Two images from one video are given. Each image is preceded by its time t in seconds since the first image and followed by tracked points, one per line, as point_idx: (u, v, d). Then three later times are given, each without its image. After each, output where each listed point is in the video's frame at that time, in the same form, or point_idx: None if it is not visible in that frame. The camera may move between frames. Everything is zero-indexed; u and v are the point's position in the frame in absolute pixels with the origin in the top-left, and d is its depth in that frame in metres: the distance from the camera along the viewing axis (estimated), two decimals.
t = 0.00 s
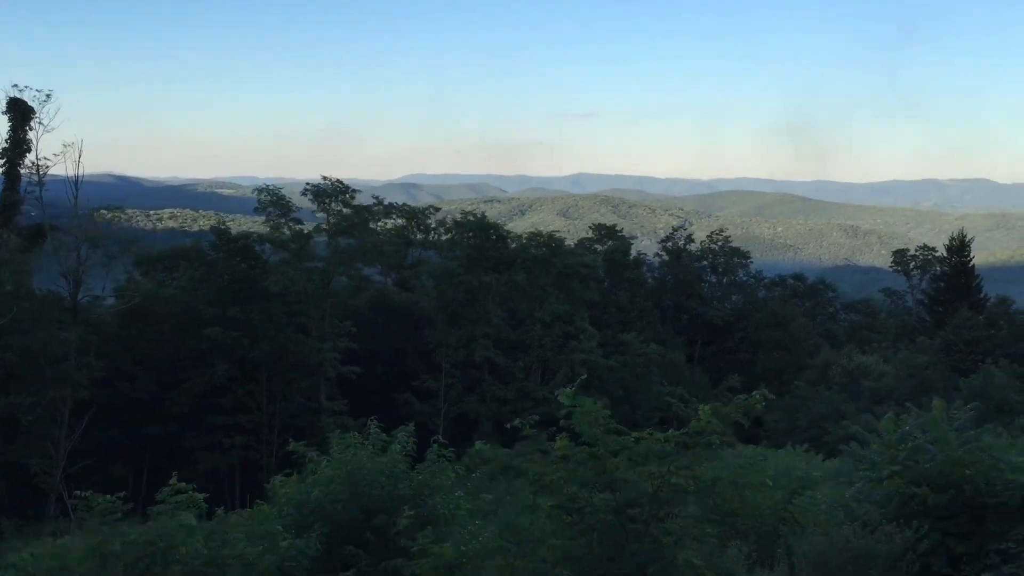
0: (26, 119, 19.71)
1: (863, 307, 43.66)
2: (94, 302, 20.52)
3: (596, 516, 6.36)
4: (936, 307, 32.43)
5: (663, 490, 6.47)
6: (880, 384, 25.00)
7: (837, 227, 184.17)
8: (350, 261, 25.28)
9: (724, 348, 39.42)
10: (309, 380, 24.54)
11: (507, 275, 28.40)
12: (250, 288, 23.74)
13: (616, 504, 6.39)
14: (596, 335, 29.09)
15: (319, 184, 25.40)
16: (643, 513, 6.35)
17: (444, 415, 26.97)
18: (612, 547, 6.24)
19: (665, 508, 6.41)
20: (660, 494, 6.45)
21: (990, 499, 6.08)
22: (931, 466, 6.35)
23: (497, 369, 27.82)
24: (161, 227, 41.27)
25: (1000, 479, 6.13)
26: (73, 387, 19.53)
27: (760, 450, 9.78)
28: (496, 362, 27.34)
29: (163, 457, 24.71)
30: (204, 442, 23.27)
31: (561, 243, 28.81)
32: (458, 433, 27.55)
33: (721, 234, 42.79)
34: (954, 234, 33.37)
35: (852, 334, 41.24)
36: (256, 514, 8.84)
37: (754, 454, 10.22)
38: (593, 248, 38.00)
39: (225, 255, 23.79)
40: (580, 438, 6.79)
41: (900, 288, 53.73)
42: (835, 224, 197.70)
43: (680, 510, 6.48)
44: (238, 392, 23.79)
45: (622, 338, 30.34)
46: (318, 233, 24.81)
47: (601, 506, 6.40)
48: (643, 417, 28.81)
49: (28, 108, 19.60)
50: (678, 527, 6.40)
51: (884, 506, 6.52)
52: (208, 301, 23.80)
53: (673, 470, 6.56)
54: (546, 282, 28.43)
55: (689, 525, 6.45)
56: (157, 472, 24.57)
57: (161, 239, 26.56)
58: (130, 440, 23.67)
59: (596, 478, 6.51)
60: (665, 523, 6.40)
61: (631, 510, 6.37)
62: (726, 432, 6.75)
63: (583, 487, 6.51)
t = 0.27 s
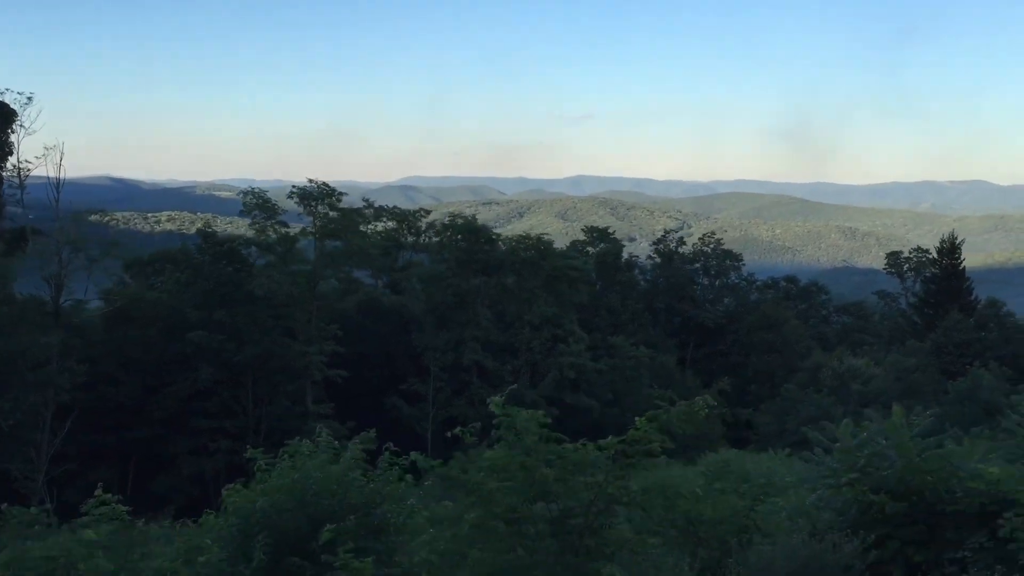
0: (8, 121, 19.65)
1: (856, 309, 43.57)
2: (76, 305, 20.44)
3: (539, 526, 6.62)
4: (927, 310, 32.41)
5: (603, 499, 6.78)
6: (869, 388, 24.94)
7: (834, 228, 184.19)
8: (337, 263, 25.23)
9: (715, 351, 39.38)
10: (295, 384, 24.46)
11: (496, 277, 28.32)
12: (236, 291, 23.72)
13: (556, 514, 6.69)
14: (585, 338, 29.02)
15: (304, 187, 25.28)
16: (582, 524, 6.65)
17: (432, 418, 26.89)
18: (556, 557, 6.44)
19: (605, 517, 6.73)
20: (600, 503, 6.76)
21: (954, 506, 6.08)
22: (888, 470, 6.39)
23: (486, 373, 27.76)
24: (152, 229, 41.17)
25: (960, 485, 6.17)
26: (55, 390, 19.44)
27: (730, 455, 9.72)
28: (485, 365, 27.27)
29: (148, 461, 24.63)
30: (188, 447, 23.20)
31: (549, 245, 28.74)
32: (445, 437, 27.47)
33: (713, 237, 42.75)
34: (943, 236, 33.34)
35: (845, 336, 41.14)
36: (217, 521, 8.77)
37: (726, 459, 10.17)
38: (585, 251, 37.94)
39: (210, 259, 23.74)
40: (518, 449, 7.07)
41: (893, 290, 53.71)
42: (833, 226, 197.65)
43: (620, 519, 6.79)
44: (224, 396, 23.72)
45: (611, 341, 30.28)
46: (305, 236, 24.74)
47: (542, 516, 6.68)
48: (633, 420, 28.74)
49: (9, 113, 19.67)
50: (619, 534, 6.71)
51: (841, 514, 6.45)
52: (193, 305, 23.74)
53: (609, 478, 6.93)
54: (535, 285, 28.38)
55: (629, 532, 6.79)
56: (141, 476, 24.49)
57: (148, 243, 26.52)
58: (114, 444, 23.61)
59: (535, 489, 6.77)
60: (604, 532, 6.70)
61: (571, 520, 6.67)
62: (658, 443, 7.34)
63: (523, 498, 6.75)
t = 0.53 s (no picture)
0: None
1: (849, 312, 43.53)
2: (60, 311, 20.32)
3: (472, 538, 7.03)
4: (917, 313, 32.38)
5: (535, 512, 7.15)
6: (858, 391, 24.92)
7: (832, 231, 184.22)
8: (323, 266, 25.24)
9: (708, 354, 39.34)
10: (283, 388, 24.41)
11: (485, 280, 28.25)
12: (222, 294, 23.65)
13: (490, 526, 7.06)
14: (575, 341, 28.96)
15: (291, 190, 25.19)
16: (514, 536, 7.05)
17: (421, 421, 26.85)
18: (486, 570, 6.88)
19: (537, 528, 7.09)
20: (532, 516, 7.13)
21: (914, 513, 6.05)
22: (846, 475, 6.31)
23: (475, 376, 27.70)
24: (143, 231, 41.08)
25: (919, 492, 6.14)
26: (37, 395, 19.35)
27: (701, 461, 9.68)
28: (474, 369, 27.21)
29: (135, 465, 24.56)
30: (175, 451, 23.14)
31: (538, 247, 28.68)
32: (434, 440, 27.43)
33: (706, 240, 42.74)
34: (935, 239, 33.27)
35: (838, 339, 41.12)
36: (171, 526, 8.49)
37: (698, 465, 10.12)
38: (577, 253, 37.90)
39: (197, 262, 23.67)
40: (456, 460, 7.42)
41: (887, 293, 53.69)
42: (832, 228, 197.67)
43: (553, 529, 7.14)
44: (210, 400, 23.66)
45: (601, 344, 30.25)
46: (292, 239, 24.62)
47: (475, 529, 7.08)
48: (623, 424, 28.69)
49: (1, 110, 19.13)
50: (551, 542, 7.09)
51: (801, 520, 6.36)
52: (180, 308, 23.67)
53: (543, 489, 7.29)
54: (524, 288, 28.33)
55: (561, 540, 7.11)
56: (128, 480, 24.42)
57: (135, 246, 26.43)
58: (100, 448, 23.54)
59: (467, 501, 7.12)
60: (539, 542, 7.08)
61: (504, 532, 7.05)
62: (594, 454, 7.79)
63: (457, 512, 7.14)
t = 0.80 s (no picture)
0: None
1: (842, 314, 43.49)
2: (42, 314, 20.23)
3: (401, 549, 6.79)
4: (907, 316, 32.33)
5: (468, 522, 6.88)
6: (845, 394, 24.95)
7: (829, 232, 184.33)
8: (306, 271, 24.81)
9: (699, 356, 39.30)
10: (269, 391, 24.35)
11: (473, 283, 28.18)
12: (207, 297, 23.58)
13: (420, 537, 6.81)
14: (563, 343, 28.91)
15: (278, 192, 25.12)
16: (445, 548, 6.79)
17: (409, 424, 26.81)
18: None
19: (467, 540, 6.81)
20: (465, 527, 6.86)
21: (872, 520, 6.78)
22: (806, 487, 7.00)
23: (463, 379, 27.66)
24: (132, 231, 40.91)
25: (874, 500, 6.85)
26: (19, 399, 19.27)
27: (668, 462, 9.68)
28: (462, 372, 27.16)
29: (120, 468, 24.50)
30: (160, 455, 23.08)
31: (525, 250, 28.62)
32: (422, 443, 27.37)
33: (697, 242, 42.67)
34: (925, 241, 33.21)
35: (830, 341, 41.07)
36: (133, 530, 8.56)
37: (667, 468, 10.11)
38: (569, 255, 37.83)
39: (182, 265, 23.59)
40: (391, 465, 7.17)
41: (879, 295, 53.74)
42: (829, 230, 197.63)
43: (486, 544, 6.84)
44: (196, 404, 23.59)
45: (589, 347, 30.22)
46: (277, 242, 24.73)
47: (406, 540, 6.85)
48: (611, 426, 28.70)
49: None
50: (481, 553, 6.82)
51: (759, 528, 6.98)
52: (165, 311, 23.61)
53: (482, 501, 7.03)
54: (511, 291, 28.27)
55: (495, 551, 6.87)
56: (113, 484, 24.36)
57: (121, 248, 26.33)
58: (85, 451, 23.47)
59: (388, 514, 6.88)
60: (467, 556, 6.82)
61: (433, 544, 6.80)
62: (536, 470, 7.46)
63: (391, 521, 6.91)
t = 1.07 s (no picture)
0: None
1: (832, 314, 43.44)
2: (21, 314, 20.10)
3: (326, 559, 6.69)
4: (895, 317, 32.26)
5: (391, 531, 6.80)
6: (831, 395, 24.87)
7: (824, 233, 184.44)
8: (288, 271, 24.60)
9: (688, 357, 39.23)
10: (252, 392, 24.23)
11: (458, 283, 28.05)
12: (189, 298, 23.46)
13: (345, 546, 6.71)
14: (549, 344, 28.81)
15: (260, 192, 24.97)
16: (368, 557, 6.71)
17: (394, 425, 26.70)
18: None
19: (391, 552, 6.75)
20: (388, 537, 6.77)
21: (824, 519, 6.03)
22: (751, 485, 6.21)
23: (448, 380, 27.56)
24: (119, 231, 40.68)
25: (828, 505, 6.07)
26: None
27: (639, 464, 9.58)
28: (447, 373, 27.05)
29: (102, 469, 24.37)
30: (141, 456, 22.96)
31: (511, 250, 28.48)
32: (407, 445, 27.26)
33: (687, 242, 42.58)
34: (913, 241, 33.13)
35: (820, 342, 41.02)
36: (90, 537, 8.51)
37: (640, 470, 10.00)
38: (557, 255, 37.70)
39: (164, 265, 23.44)
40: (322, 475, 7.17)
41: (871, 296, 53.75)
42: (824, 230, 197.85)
43: (411, 553, 6.78)
44: (178, 405, 23.47)
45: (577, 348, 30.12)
46: (260, 242, 24.58)
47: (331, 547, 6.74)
48: (598, 427, 28.60)
49: None
50: (408, 562, 6.73)
51: (711, 533, 6.18)
52: (147, 312, 23.48)
53: (411, 511, 6.96)
54: (497, 291, 28.17)
55: (424, 559, 6.78)
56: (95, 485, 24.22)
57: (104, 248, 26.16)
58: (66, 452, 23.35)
59: (316, 518, 6.78)
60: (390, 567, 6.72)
61: (354, 553, 6.71)
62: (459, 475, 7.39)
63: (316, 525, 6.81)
